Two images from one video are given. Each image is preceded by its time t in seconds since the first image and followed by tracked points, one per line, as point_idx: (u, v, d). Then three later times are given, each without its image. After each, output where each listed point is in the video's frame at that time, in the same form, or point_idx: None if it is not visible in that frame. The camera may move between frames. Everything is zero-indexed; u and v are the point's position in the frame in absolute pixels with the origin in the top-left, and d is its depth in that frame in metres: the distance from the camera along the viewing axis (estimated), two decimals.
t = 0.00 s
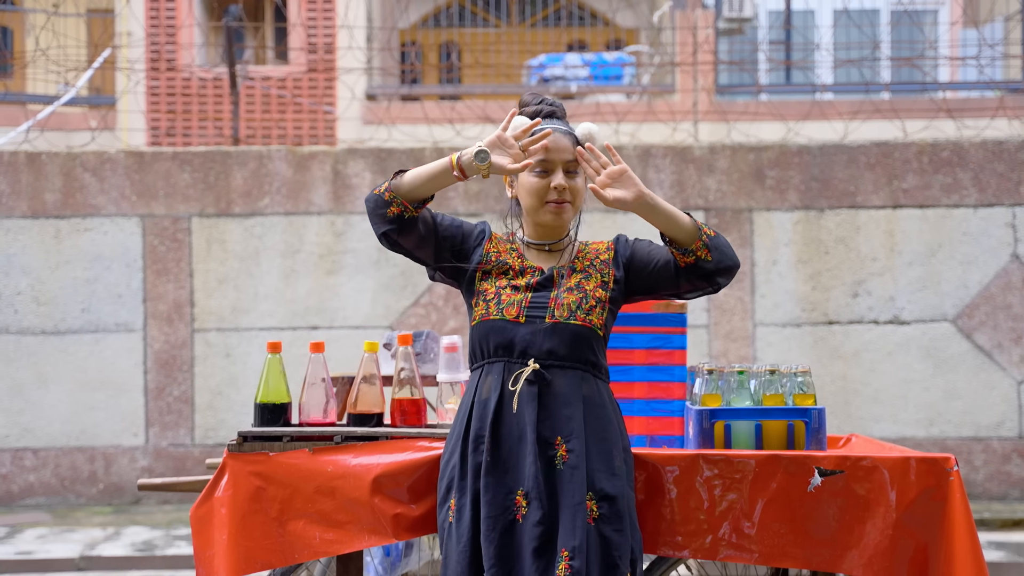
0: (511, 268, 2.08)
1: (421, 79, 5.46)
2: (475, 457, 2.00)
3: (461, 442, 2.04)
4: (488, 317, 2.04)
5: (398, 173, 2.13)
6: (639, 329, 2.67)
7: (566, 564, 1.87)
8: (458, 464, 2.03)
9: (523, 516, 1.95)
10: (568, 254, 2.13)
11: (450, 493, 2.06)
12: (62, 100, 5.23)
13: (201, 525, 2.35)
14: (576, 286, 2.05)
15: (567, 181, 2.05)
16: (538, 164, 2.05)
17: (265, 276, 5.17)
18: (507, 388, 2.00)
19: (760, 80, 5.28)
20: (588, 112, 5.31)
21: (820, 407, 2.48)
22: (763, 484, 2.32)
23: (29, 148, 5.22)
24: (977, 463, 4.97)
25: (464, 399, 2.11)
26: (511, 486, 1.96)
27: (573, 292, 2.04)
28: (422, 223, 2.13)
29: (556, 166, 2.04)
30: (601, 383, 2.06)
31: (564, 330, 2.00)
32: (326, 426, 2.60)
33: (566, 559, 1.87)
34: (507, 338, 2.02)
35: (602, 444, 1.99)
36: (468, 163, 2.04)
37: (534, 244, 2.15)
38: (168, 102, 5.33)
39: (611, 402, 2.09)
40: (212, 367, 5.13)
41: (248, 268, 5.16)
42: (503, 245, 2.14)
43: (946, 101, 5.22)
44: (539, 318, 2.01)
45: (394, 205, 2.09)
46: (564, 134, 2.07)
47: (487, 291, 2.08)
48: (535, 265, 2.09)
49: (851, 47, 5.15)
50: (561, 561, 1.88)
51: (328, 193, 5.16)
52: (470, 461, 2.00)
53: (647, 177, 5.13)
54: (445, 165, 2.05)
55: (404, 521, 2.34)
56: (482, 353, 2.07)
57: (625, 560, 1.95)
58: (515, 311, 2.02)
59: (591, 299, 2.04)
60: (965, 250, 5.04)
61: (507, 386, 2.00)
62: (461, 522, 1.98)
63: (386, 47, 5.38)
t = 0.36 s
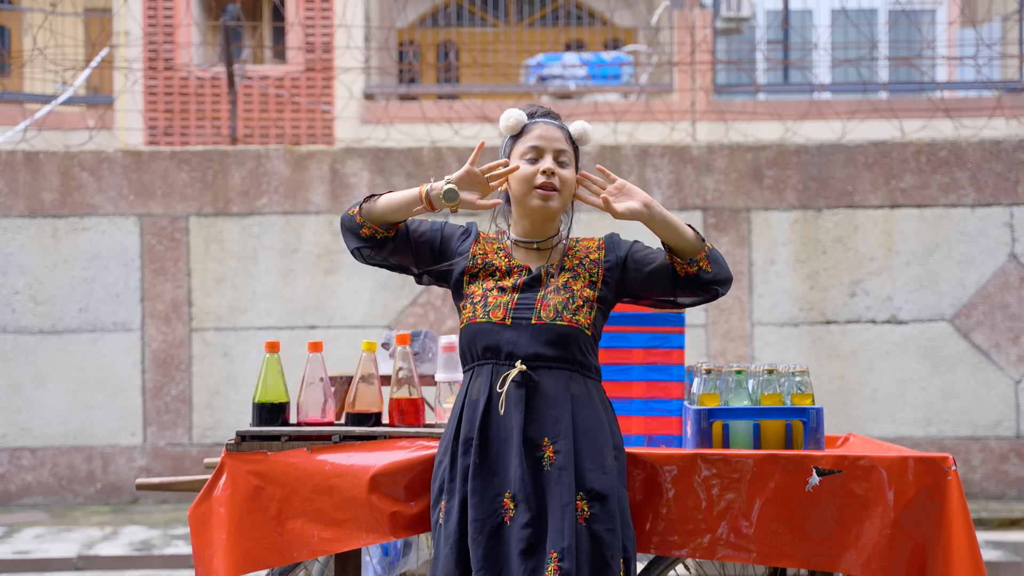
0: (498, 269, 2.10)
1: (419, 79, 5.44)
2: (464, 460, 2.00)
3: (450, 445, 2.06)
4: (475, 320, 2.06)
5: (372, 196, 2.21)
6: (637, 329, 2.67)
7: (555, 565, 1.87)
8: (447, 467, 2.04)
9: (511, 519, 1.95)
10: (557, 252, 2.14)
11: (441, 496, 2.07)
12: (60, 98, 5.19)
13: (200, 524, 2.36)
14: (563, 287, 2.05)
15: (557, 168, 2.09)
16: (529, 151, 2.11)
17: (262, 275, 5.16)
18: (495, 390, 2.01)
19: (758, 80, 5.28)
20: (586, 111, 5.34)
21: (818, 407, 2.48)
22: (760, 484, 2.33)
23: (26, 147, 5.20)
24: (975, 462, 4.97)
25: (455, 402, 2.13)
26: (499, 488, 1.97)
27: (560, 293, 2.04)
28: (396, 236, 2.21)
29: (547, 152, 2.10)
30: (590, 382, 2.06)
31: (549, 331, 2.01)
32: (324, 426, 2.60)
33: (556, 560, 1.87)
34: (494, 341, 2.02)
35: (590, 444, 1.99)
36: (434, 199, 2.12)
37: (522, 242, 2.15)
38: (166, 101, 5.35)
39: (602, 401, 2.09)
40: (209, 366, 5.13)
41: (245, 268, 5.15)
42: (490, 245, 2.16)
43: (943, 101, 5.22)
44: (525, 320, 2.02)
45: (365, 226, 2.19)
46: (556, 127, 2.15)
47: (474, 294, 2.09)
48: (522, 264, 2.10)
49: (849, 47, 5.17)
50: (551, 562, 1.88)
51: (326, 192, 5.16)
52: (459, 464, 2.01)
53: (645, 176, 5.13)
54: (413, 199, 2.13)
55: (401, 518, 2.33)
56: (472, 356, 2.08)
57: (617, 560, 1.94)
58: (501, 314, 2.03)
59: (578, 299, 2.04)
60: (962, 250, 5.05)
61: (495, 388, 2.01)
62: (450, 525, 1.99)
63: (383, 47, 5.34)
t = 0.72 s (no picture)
0: (489, 268, 2.09)
1: (419, 77, 5.47)
2: (457, 459, 2.00)
3: (443, 444, 2.05)
4: (465, 320, 2.05)
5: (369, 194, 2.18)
6: (637, 326, 2.66)
7: (549, 563, 1.88)
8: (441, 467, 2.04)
9: (505, 517, 1.95)
10: (547, 250, 2.13)
11: (435, 495, 2.07)
12: (60, 96, 5.20)
13: (200, 522, 2.37)
14: (553, 285, 2.05)
15: (547, 174, 2.08)
16: (519, 156, 2.08)
17: (262, 273, 5.16)
18: (487, 389, 2.00)
19: (758, 78, 5.27)
20: (586, 110, 5.31)
21: (817, 405, 2.47)
22: (759, 482, 2.33)
23: (26, 145, 5.20)
24: (975, 461, 4.98)
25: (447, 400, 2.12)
26: (492, 487, 1.97)
27: (550, 291, 2.04)
28: (391, 236, 2.19)
29: (537, 159, 2.08)
30: (582, 378, 2.06)
31: (540, 329, 2.00)
32: (324, 424, 2.60)
33: (550, 558, 1.88)
34: (485, 340, 2.02)
35: (583, 440, 1.99)
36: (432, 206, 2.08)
37: (511, 242, 2.14)
38: (166, 99, 5.35)
39: (594, 397, 2.08)
40: (209, 364, 5.13)
41: (245, 266, 5.16)
42: (480, 244, 2.14)
43: (943, 99, 5.21)
44: (516, 319, 2.01)
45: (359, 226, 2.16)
46: (547, 129, 2.12)
47: (465, 294, 2.08)
48: (513, 263, 2.09)
49: (849, 45, 5.18)
50: (545, 561, 1.89)
51: (326, 190, 5.16)
52: (452, 463, 2.01)
53: (645, 174, 5.13)
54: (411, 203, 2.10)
55: (399, 514, 2.32)
56: (464, 355, 2.08)
57: (613, 556, 1.95)
58: (492, 313, 2.02)
59: (568, 296, 2.04)
60: (962, 248, 5.04)
61: (487, 388, 2.00)
62: (443, 524, 1.99)
63: (383, 44, 5.39)
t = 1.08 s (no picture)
0: (480, 268, 2.09)
1: (419, 76, 5.39)
2: (450, 461, 2.01)
3: (437, 445, 2.07)
4: (458, 322, 2.05)
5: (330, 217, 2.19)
6: (636, 325, 2.67)
7: (542, 563, 1.87)
8: (434, 469, 2.06)
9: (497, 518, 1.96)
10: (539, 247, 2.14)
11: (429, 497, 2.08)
12: (60, 94, 5.21)
13: (199, 521, 2.36)
14: (545, 284, 2.04)
15: (537, 171, 2.09)
16: (508, 153, 2.10)
17: (263, 271, 5.16)
18: (480, 390, 2.01)
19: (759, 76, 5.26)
20: (586, 108, 5.32)
21: (817, 403, 2.47)
22: (759, 480, 2.33)
23: (26, 143, 5.20)
24: (975, 459, 4.97)
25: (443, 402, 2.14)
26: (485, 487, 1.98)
27: (541, 290, 2.03)
28: (376, 244, 2.17)
29: (526, 155, 2.10)
30: (577, 376, 2.05)
31: (531, 328, 1.99)
32: (324, 422, 2.61)
33: (542, 557, 1.87)
34: (477, 342, 2.03)
35: (575, 440, 1.99)
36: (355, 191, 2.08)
37: (504, 239, 2.16)
38: (166, 97, 5.38)
39: (589, 394, 2.07)
40: (210, 363, 5.13)
41: (245, 264, 5.16)
42: (470, 245, 2.15)
43: (944, 97, 5.21)
44: (508, 319, 2.01)
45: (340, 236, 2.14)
46: (535, 126, 2.13)
47: (458, 295, 2.09)
48: (505, 262, 2.10)
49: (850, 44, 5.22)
50: (537, 560, 1.88)
51: (326, 188, 5.16)
52: (445, 465, 2.02)
53: (646, 173, 5.13)
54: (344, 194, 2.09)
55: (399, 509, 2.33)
56: (458, 357, 2.09)
57: (607, 556, 1.94)
58: (484, 314, 2.02)
59: (560, 294, 2.03)
60: (963, 246, 5.04)
61: (479, 389, 2.02)
62: (436, 525, 2.01)
63: (383, 43, 5.31)
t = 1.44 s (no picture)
0: (463, 266, 2.08)
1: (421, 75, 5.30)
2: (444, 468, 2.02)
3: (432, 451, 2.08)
4: (439, 323, 2.06)
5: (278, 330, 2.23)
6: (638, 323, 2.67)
7: (560, 565, 1.91)
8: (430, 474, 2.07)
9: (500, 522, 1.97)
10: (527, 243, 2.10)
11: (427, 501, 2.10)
12: (62, 94, 5.20)
13: (200, 519, 2.37)
14: (526, 283, 2.00)
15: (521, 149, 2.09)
16: (492, 135, 2.11)
17: (263, 270, 5.16)
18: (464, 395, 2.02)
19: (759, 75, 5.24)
20: (587, 107, 5.31)
21: (819, 401, 2.48)
22: (762, 479, 2.34)
23: (27, 142, 5.20)
24: (976, 458, 4.98)
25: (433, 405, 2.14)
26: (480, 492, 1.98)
27: (522, 290, 1.99)
28: (343, 302, 2.15)
29: (510, 133, 2.11)
30: (562, 370, 2.03)
31: (509, 330, 1.98)
32: (326, 420, 2.61)
33: (560, 560, 1.91)
34: (458, 343, 2.03)
35: (566, 436, 1.98)
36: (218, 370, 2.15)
37: (490, 230, 2.13)
38: (166, 96, 5.38)
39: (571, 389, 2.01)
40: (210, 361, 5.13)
41: (246, 263, 5.15)
42: (454, 242, 2.14)
43: (945, 96, 5.20)
44: (486, 320, 1.99)
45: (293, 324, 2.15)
46: (521, 109, 2.15)
47: (441, 295, 2.09)
48: (488, 258, 2.08)
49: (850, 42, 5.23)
50: (554, 563, 1.92)
51: (327, 187, 5.16)
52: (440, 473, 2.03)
53: (646, 171, 5.12)
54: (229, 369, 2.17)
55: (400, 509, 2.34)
56: (445, 359, 2.10)
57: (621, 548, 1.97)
58: (463, 316, 2.02)
59: (540, 295, 1.99)
60: (964, 245, 5.04)
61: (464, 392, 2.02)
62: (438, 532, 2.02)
63: (384, 41, 5.32)
